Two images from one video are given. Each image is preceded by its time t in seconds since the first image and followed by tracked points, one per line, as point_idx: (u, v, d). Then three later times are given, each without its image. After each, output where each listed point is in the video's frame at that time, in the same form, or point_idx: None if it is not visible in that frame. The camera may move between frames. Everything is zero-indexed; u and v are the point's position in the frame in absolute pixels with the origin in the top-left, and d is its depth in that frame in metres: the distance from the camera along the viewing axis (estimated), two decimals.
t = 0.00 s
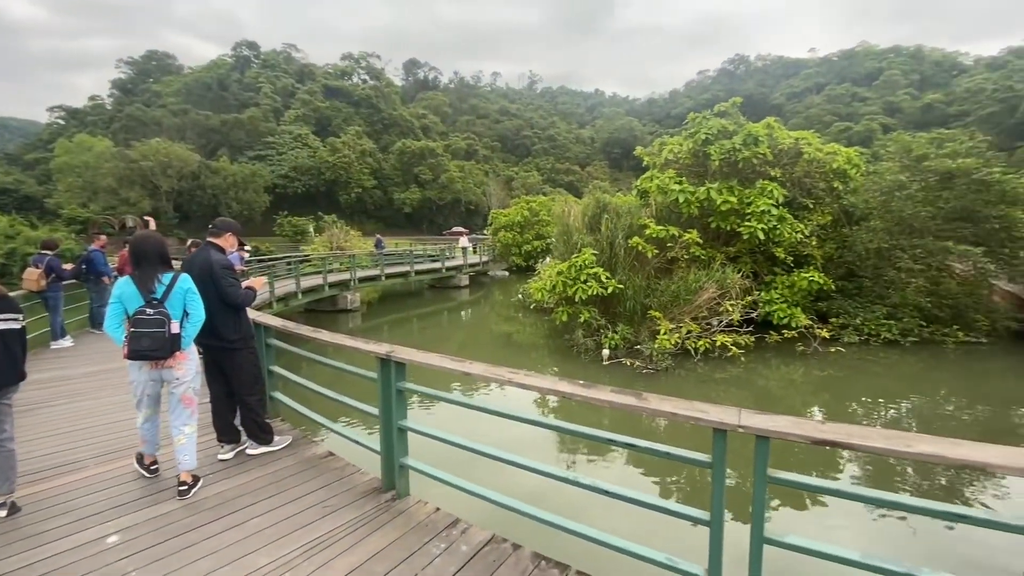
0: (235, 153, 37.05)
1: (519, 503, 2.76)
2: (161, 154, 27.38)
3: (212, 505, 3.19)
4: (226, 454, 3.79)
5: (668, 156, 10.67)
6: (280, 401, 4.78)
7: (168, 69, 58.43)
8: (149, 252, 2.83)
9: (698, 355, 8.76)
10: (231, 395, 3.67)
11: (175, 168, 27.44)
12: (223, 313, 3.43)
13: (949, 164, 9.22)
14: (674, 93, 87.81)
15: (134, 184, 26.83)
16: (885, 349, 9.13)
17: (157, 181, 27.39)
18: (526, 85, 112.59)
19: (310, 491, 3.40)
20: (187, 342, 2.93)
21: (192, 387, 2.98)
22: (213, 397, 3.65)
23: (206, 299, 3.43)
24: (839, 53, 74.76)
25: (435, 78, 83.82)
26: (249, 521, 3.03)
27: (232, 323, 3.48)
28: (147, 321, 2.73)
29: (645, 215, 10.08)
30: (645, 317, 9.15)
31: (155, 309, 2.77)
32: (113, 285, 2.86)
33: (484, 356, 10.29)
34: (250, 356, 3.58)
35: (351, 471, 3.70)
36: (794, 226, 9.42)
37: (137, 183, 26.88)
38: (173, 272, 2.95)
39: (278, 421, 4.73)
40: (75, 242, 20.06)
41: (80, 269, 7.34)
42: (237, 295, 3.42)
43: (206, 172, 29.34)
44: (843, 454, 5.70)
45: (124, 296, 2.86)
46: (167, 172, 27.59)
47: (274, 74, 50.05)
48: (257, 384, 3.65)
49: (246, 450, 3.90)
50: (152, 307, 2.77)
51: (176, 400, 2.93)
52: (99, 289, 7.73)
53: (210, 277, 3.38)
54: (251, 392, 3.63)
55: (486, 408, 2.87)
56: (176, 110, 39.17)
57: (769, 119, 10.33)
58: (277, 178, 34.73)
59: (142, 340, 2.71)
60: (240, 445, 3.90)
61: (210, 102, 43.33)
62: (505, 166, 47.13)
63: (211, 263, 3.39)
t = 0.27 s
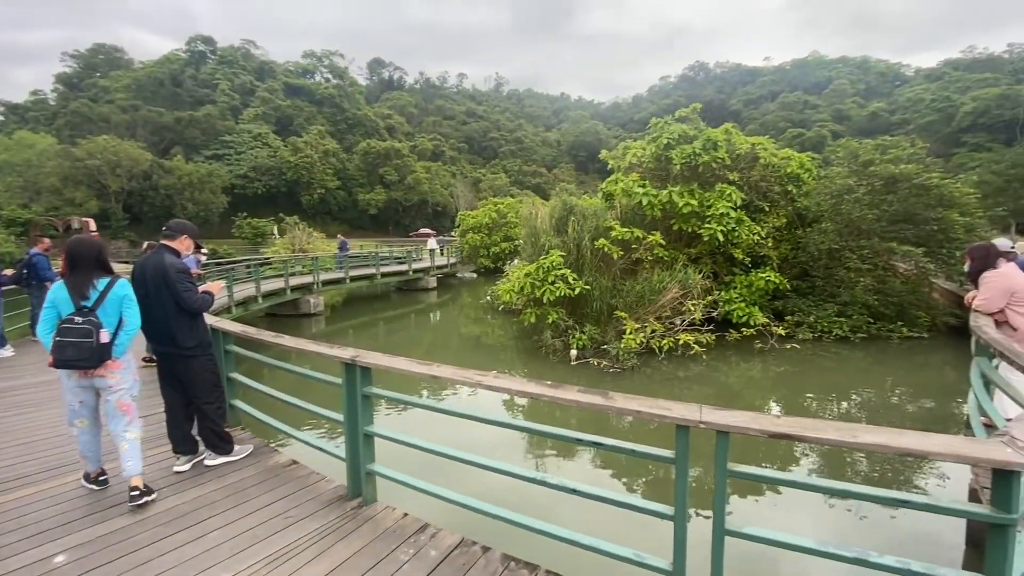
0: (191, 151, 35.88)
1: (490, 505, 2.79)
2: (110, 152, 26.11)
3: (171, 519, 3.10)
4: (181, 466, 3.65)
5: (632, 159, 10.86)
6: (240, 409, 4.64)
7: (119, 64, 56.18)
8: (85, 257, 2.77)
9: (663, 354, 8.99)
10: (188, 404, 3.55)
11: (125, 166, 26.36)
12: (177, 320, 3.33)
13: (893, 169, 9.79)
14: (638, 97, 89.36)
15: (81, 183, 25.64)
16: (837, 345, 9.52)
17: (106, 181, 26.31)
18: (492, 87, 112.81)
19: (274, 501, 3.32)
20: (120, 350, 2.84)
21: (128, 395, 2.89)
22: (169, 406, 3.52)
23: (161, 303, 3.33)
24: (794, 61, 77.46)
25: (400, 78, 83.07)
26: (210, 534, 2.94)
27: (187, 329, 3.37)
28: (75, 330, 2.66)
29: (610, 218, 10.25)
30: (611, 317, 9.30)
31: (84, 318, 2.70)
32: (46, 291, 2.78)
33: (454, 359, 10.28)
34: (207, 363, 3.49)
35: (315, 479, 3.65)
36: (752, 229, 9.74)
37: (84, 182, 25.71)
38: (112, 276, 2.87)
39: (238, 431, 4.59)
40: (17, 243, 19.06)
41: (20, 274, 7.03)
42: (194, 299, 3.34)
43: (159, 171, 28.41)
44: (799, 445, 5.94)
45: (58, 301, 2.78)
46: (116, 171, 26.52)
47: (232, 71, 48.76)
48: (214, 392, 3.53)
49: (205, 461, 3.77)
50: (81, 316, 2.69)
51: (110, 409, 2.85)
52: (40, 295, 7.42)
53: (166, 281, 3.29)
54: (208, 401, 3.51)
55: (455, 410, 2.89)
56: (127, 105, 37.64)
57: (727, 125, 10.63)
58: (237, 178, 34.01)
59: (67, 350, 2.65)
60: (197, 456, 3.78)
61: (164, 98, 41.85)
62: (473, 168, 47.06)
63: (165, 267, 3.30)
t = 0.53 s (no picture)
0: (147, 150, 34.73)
1: (461, 508, 2.81)
2: (59, 151, 24.72)
3: (130, 534, 3.01)
4: (138, 479, 3.53)
5: (601, 163, 11.03)
6: (201, 418, 4.52)
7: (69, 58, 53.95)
8: (17, 260, 2.68)
9: (632, 355, 9.13)
10: (145, 415, 3.45)
11: (75, 165, 25.33)
12: (135, 327, 3.26)
13: (847, 175, 10.18)
14: (606, 102, 90.67)
15: (27, 183, 24.51)
16: (797, 344, 9.84)
17: (54, 181, 25.26)
18: (462, 89, 112.86)
19: (238, 513, 3.26)
20: (59, 356, 2.81)
21: (67, 401, 2.86)
22: (126, 416, 3.40)
23: (117, 308, 3.24)
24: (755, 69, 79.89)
25: (369, 78, 82.26)
26: (170, 549, 2.87)
27: (144, 337, 3.29)
28: (8, 336, 2.60)
29: (580, 221, 10.38)
30: (582, 319, 9.40)
31: (19, 323, 2.64)
32: None
33: (425, 363, 10.24)
34: (166, 371, 3.40)
35: (283, 489, 3.59)
36: (715, 231, 9.99)
37: (30, 183, 24.64)
38: (49, 280, 2.80)
39: (199, 440, 4.48)
40: None
41: None
42: (153, 305, 3.27)
43: (112, 171, 27.44)
44: (761, 441, 6.13)
45: None
46: (66, 171, 25.50)
47: (191, 69, 47.43)
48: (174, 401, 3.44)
49: (163, 474, 3.66)
50: (14, 321, 2.62)
51: (53, 414, 2.82)
52: None
53: (121, 285, 3.21)
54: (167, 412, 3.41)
55: (427, 414, 2.90)
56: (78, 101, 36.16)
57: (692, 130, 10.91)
58: (197, 179, 33.05)
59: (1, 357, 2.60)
60: (155, 469, 3.66)
61: (118, 94, 40.37)
62: (443, 170, 46.93)
63: (121, 271, 3.21)
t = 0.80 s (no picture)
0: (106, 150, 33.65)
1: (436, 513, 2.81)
2: (10, 150, 23.69)
3: (91, 551, 2.92)
4: (98, 492, 3.43)
5: (574, 167, 11.15)
6: (167, 428, 4.41)
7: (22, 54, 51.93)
8: None
9: (606, 356, 9.23)
10: (105, 426, 3.37)
11: (28, 165, 24.37)
12: (93, 335, 3.18)
13: (809, 180, 10.51)
14: (578, 106, 91.68)
15: None
16: (764, 343, 10.10)
17: (4, 181, 24.27)
18: (436, 92, 112.78)
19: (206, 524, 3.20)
20: (11, 360, 2.81)
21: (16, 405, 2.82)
22: (84, 427, 3.32)
23: (75, 314, 3.16)
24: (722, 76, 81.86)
25: (339, 79, 81.17)
26: (133, 565, 2.79)
27: (104, 345, 3.21)
28: None
29: (554, 224, 10.47)
30: (557, 321, 9.48)
31: None
32: None
33: (401, 367, 10.18)
34: (128, 380, 3.31)
35: (253, 499, 3.53)
36: (686, 234, 10.19)
37: None
38: None
39: (164, 451, 4.37)
40: None
41: None
42: (112, 311, 3.20)
43: (67, 170, 26.43)
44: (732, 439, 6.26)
45: None
46: (17, 171, 24.47)
47: (153, 66, 46.15)
48: (137, 412, 3.36)
49: (125, 487, 3.56)
50: None
51: (0, 420, 2.78)
52: None
53: (78, 290, 3.14)
54: (129, 423, 3.32)
55: (402, 419, 2.90)
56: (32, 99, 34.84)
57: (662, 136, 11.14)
58: (158, 181, 31.94)
59: None
60: (116, 482, 3.56)
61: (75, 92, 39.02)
62: (416, 172, 46.73)
63: (78, 276, 3.14)
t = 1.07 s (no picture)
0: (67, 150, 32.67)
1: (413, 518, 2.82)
2: None
3: (54, 567, 2.84)
4: (59, 506, 3.33)
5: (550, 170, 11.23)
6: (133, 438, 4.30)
7: None
8: None
9: (583, 357, 9.29)
10: (67, 437, 3.29)
11: None
12: (52, 341, 3.10)
13: (777, 185, 10.75)
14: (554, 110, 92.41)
15: None
16: (737, 344, 10.29)
17: None
18: (413, 94, 112.57)
19: (175, 536, 3.15)
20: None
21: None
22: (45, 437, 3.24)
23: (34, 321, 3.08)
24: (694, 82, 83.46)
25: (313, 79, 80.27)
26: None
27: (66, 352, 3.13)
28: None
29: (531, 227, 10.53)
30: (535, 324, 9.52)
31: None
32: None
33: (379, 371, 10.13)
34: (91, 389, 3.24)
35: (224, 509, 3.48)
36: (660, 237, 10.33)
37: None
38: None
39: (131, 461, 4.27)
40: None
41: None
42: (75, 317, 3.12)
43: (24, 170, 25.53)
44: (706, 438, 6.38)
45: None
46: None
47: (118, 63, 44.99)
48: (101, 421, 3.28)
49: (88, 500, 3.47)
50: None
51: None
52: None
53: (39, 296, 3.06)
54: (92, 433, 3.25)
55: (378, 423, 2.90)
56: None
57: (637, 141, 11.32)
58: (123, 181, 30.93)
59: None
60: (79, 495, 3.47)
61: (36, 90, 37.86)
62: (392, 174, 46.48)
63: (38, 281, 3.06)
